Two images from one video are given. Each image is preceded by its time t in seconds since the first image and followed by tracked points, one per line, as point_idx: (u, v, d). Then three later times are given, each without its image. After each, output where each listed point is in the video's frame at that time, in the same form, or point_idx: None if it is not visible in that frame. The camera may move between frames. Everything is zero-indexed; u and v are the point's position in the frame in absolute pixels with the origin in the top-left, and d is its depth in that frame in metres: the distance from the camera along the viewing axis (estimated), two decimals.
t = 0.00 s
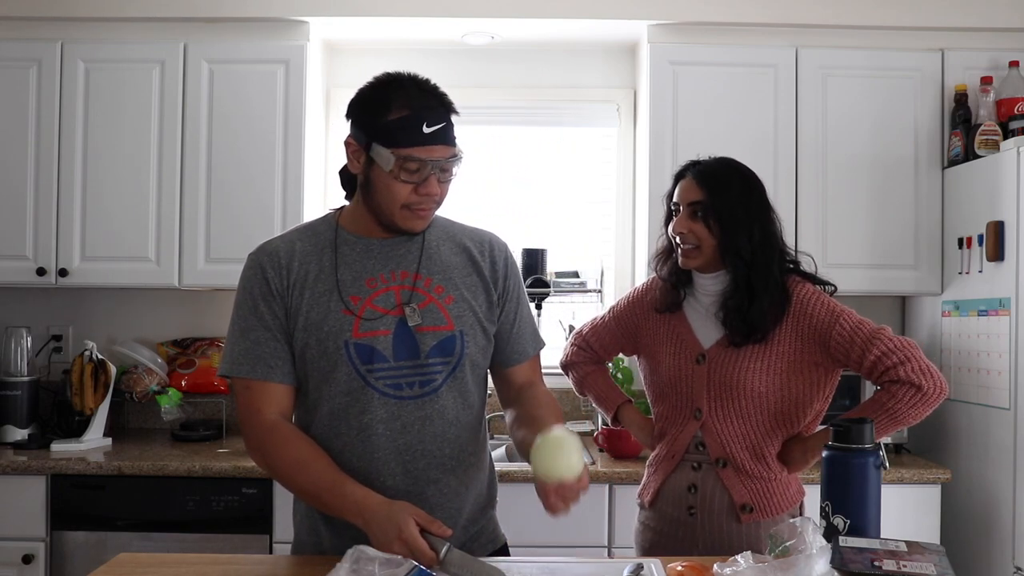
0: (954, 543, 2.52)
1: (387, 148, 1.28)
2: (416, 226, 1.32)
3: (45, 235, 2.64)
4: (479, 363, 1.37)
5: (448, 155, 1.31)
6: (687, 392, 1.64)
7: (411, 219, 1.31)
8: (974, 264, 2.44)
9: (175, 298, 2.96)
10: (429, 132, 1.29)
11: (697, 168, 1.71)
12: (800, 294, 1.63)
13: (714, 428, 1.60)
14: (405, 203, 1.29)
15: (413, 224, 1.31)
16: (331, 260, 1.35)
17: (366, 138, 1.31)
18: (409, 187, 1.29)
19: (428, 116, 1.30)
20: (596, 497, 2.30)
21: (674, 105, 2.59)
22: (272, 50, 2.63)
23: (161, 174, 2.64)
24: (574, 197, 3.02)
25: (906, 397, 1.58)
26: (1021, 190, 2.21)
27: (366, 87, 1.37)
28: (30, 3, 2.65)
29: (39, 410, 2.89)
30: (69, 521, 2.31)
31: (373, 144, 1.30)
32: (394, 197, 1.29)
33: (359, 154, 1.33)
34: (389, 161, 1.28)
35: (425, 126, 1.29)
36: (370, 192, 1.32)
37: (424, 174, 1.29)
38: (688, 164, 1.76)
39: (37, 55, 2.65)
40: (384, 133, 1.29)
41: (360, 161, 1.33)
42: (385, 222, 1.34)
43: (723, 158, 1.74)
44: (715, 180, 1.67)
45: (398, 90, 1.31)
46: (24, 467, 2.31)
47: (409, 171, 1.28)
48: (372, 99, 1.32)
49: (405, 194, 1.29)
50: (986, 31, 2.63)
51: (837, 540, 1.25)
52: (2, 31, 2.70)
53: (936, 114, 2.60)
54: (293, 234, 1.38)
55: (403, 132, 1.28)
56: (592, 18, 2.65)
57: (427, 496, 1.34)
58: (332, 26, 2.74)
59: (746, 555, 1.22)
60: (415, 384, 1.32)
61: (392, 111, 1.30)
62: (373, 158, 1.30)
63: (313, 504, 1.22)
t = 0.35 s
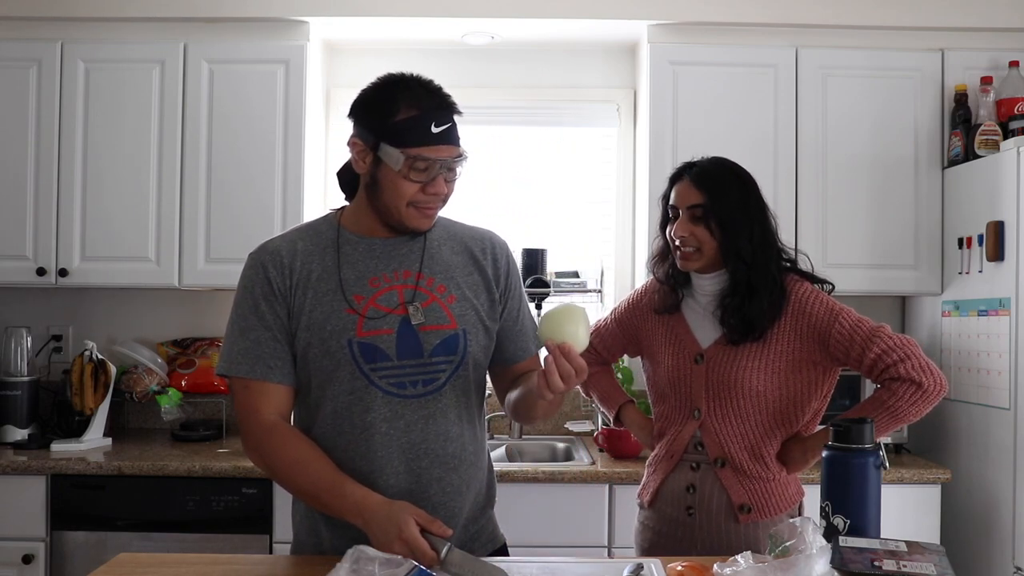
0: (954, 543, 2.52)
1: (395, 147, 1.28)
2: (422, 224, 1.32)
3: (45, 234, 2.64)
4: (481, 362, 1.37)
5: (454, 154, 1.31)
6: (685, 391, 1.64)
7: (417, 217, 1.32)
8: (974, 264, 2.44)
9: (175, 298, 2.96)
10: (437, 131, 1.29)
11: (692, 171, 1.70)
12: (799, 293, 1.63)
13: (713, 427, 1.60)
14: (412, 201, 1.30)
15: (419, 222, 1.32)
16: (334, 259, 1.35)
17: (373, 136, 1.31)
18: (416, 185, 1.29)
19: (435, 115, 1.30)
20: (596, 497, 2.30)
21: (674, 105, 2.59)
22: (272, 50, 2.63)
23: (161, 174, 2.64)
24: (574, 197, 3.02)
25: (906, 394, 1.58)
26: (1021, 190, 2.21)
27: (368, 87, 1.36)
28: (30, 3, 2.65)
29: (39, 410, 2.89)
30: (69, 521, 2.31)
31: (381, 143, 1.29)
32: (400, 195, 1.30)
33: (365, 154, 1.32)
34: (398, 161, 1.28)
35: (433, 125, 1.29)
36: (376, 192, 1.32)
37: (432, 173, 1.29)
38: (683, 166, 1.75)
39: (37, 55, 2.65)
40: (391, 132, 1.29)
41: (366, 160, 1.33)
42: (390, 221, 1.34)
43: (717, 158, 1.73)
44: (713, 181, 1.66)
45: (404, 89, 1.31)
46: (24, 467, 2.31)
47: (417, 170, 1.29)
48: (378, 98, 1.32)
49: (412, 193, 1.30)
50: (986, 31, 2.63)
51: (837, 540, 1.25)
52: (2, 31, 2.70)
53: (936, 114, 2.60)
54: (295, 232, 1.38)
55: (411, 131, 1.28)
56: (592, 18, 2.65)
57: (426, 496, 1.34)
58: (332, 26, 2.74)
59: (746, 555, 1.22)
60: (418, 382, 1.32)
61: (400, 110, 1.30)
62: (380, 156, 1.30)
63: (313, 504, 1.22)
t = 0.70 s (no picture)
0: (954, 543, 2.51)
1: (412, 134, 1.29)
2: (442, 211, 1.33)
3: (45, 234, 2.64)
4: (483, 368, 1.37)
5: (467, 139, 1.34)
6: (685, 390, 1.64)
7: (438, 202, 1.32)
8: (974, 264, 2.44)
9: (175, 298, 2.96)
10: (448, 113, 1.33)
11: (697, 168, 1.72)
12: (799, 293, 1.63)
13: (713, 426, 1.60)
14: (432, 185, 1.31)
15: (440, 208, 1.32)
16: (341, 258, 1.35)
17: (385, 128, 1.32)
18: (435, 170, 1.31)
19: (445, 99, 1.33)
20: (596, 497, 2.30)
21: (674, 105, 2.59)
22: (272, 50, 2.63)
23: (161, 174, 2.64)
24: (574, 197, 3.02)
25: (906, 393, 1.58)
26: (1021, 190, 2.21)
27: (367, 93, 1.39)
28: (30, 2, 2.65)
29: (39, 410, 2.89)
30: (69, 521, 2.31)
31: (395, 131, 1.31)
32: (420, 181, 1.30)
33: (378, 149, 1.33)
34: (417, 146, 1.30)
35: (445, 108, 1.33)
36: (393, 185, 1.33)
37: (451, 156, 1.31)
38: (687, 165, 1.76)
39: (37, 55, 2.65)
40: (407, 118, 1.31)
41: (380, 155, 1.34)
42: (407, 213, 1.34)
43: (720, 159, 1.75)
44: (716, 181, 1.68)
45: (411, 82, 1.33)
46: (24, 467, 2.31)
47: (435, 155, 1.30)
48: (385, 94, 1.34)
49: (433, 177, 1.31)
50: (986, 31, 2.63)
51: (837, 540, 1.25)
52: (2, 31, 2.70)
53: (936, 114, 2.60)
54: (302, 228, 1.38)
55: (426, 117, 1.31)
56: (592, 18, 2.65)
57: (427, 496, 1.33)
58: (332, 26, 2.74)
59: (746, 555, 1.22)
60: (419, 386, 1.32)
61: (410, 99, 1.32)
62: (396, 144, 1.31)
63: (314, 504, 1.22)
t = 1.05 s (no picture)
0: (954, 543, 2.51)
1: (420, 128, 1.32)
2: (450, 201, 1.36)
3: (45, 234, 2.64)
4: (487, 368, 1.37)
5: (466, 130, 1.37)
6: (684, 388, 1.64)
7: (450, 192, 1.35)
8: (974, 264, 2.44)
9: (175, 298, 2.96)
10: (448, 108, 1.36)
11: (698, 167, 1.73)
12: (801, 295, 1.63)
13: (712, 426, 1.60)
14: (443, 177, 1.34)
15: (449, 198, 1.36)
16: (340, 261, 1.35)
17: (392, 125, 1.34)
18: (445, 161, 1.34)
19: (442, 95, 1.36)
20: (597, 497, 2.30)
21: (674, 105, 2.59)
22: (272, 50, 2.63)
23: (161, 174, 2.64)
24: (574, 197, 3.02)
25: (906, 397, 1.57)
26: (1021, 190, 2.21)
27: (353, 97, 1.40)
28: (30, 2, 2.65)
29: (39, 410, 2.89)
30: (70, 521, 2.31)
31: (404, 127, 1.33)
32: (433, 174, 1.33)
33: (385, 147, 1.35)
34: (427, 139, 1.32)
35: (444, 102, 1.36)
36: (405, 180, 1.34)
37: (457, 148, 1.34)
38: (689, 165, 1.77)
39: (37, 55, 2.65)
40: (414, 114, 1.33)
41: (387, 153, 1.35)
42: (421, 208, 1.36)
43: (722, 160, 1.76)
44: (716, 181, 1.69)
45: (405, 79, 1.36)
46: (24, 467, 2.31)
47: (443, 148, 1.33)
48: (381, 93, 1.35)
49: (443, 169, 1.33)
50: (986, 31, 2.63)
51: (837, 540, 1.25)
52: (2, 31, 2.70)
53: (936, 114, 2.60)
54: (301, 232, 1.38)
55: (432, 110, 1.34)
56: (592, 18, 2.65)
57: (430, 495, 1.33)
58: (333, 26, 2.74)
59: (746, 555, 1.22)
60: (420, 386, 1.32)
61: (411, 95, 1.34)
62: (406, 140, 1.33)
63: (314, 505, 1.22)
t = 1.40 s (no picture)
0: (954, 543, 2.51)
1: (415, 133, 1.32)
2: (445, 209, 1.35)
3: (45, 234, 2.64)
4: (488, 365, 1.37)
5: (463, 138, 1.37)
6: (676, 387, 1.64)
7: (444, 200, 1.34)
8: (974, 264, 2.44)
9: (175, 298, 2.96)
10: (445, 115, 1.36)
11: (702, 165, 1.71)
12: (794, 297, 1.63)
13: (703, 427, 1.60)
14: (438, 184, 1.34)
15: (444, 207, 1.35)
16: (339, 263, 1.35)
17: (388, 130, 1.34)
18: (439, 168, 1.33)
19: (440, 101, 1.36)
20: (597, 497, 2.30)
21: (674, 105, 2.59)
22: (272, 50, 2.63)
23: (161, 174, 2.64)
24: (574, 197, 3.02)
25: (898, 400, 1.58)
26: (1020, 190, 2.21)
27: (352, 99, 1.40)
28: (31, 2, 2.65)
29: (39, 410, 2.89)
30: (70, 521, 2.31)
31: (400, 133, 1.33)
32: (426, 180, 1.33)
33: (381, 152, 1.34)
34: (423, 145, 1.32)
35: (441, 109, 1.36)
36: (399, 184, 1.34)
37: (453, 156, 1.34)
38: (688, 165, 1.77)
39: (37, 55, 2.65)
40: (411, 120, 1.33)
41: (383, 157, 1.35)
42: (414, 214, 1.35)
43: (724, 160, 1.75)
44: (717, 181, 1.67)
45: (404, 84, 1.36)
46: (24, 467, 2.31)
47: (439, 154, 1.33)
48: (380, 97, 1.36)
49: (438, 176, 1.33)
50: (986, 31, 2.63)
51: (837, 540, 1.25)
52: (2, 31, 2.70)
53: (936, 114, 2.60)
54: (298, 237, 1.38)
55: (428, 116, 1.34)
56: (592, 18, 2.65)
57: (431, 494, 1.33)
58: (333, 26, 2.74)
59: (746, 555, 1.22)
60: (422, 384, 1.32)
61: (408, 101, 1.35)
62: (402, 145, 1.32)
63: (315, 508, 1.21)
